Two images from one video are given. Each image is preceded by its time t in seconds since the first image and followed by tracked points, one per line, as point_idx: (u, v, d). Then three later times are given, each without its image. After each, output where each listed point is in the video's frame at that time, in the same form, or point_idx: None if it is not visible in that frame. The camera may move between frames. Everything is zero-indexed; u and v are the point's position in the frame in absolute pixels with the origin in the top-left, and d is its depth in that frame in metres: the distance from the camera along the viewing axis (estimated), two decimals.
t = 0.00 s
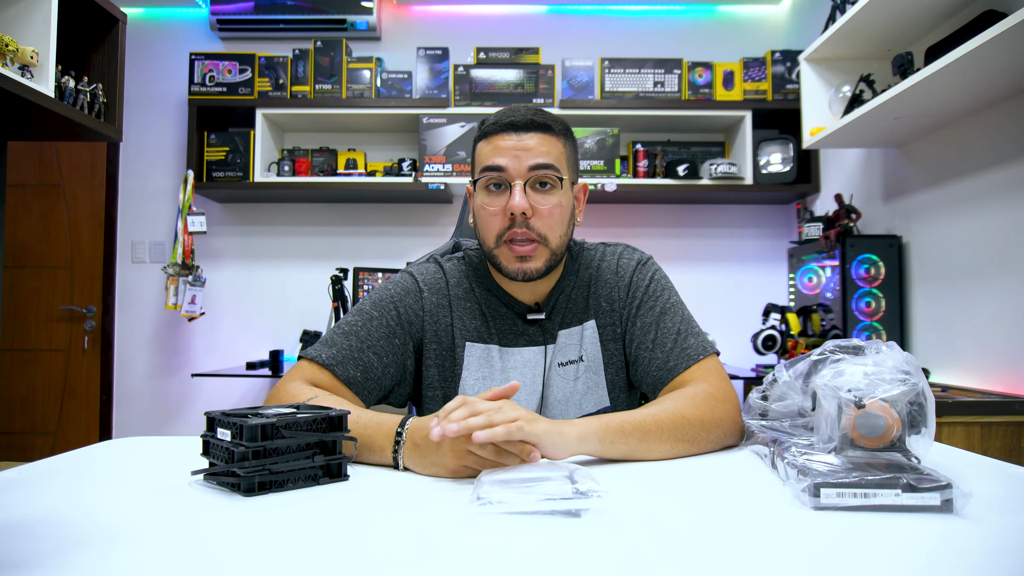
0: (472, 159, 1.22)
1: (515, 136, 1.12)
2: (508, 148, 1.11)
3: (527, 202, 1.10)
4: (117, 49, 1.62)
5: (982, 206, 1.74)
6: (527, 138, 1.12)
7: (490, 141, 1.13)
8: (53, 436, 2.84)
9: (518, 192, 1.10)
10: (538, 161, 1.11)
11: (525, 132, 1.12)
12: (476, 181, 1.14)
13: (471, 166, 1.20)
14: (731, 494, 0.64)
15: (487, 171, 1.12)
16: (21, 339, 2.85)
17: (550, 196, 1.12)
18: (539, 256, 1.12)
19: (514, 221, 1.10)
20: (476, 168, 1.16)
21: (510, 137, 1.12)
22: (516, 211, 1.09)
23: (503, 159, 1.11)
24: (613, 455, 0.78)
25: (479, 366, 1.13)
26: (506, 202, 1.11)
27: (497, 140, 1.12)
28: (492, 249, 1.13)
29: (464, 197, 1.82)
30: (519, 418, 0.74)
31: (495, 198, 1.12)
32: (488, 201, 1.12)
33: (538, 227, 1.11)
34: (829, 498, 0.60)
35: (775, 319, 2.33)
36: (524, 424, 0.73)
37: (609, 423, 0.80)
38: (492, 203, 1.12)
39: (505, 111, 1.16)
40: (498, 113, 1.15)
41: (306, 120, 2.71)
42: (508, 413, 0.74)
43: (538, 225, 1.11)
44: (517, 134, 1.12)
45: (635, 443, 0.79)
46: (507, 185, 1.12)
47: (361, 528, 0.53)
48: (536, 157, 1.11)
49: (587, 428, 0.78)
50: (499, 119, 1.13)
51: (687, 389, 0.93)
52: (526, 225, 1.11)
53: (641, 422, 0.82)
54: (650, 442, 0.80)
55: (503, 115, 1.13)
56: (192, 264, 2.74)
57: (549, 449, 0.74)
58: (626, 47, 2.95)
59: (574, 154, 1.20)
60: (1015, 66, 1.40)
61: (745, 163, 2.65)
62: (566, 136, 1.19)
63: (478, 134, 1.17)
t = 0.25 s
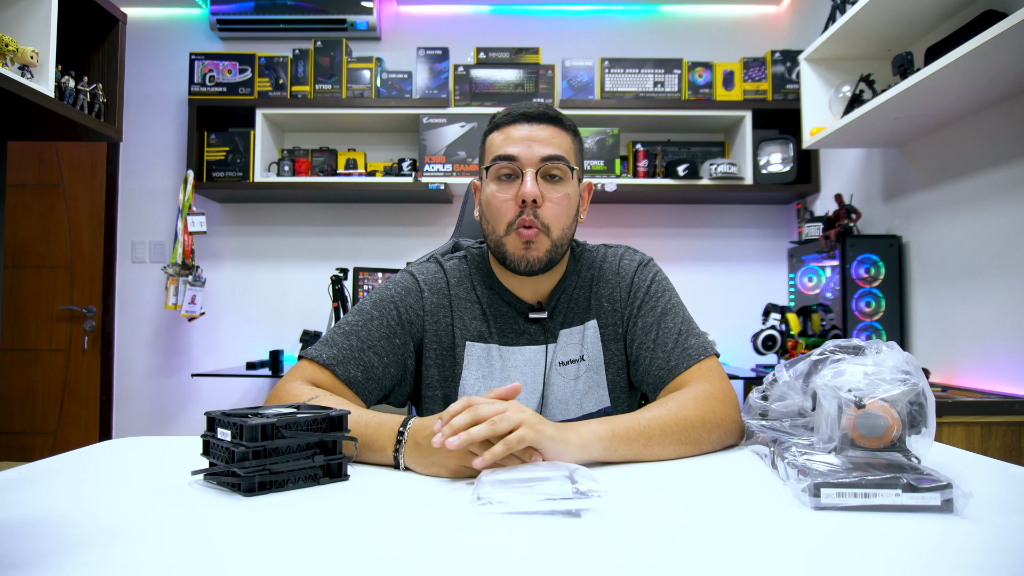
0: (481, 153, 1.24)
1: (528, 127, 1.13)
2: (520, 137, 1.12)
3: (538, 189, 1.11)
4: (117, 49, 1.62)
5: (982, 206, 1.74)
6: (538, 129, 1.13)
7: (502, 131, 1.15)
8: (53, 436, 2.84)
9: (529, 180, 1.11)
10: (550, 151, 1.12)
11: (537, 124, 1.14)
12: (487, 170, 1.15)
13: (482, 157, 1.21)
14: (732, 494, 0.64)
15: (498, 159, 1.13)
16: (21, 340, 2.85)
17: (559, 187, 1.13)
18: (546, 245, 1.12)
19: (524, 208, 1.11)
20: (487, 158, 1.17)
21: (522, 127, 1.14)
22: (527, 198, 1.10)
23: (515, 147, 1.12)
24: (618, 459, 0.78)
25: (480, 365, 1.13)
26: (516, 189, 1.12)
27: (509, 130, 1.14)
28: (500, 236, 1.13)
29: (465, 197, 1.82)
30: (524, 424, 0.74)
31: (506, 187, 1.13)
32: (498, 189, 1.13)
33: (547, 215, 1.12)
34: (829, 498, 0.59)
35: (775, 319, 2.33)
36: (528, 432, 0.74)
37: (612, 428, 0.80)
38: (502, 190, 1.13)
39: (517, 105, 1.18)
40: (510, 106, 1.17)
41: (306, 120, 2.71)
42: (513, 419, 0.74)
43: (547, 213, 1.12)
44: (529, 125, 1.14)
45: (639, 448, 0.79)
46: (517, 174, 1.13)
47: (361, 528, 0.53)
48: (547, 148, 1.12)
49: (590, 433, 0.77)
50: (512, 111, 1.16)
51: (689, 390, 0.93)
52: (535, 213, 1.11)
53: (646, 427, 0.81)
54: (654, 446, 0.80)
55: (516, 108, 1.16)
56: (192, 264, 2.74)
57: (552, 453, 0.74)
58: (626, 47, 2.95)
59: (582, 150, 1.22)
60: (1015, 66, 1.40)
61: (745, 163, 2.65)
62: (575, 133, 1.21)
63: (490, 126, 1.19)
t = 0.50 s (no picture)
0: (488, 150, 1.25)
1: (536, 123, 1.15)
2: (527, 133, 1.13)
3: (542, 184, 1.11)
4: (117, 49, 1.62)
5: (982, 206, 1.74)
6: (546, 126, 1.14)
7: (511, 126, 1.16)
8: (53, 436, 2.84)
9: (534, 174, 1.12)
10: (556, 148, 1.13)
11: (545, 121, 1.15)
12: (493, 163, 1.16)
13: (488, 152, 1.22)
14: (732, 494, 0.64)
15: (505, 153, 1.14)
16: (21, 340, 2.85)
17: (564, 184, 1.13)
18: (548, 238, 1.12)
19: (529, 201, 1.11)
20: (493, 152, 1.18)
21: (530, 124, 1.15)
22: (531, 191, 1.10)
23: (522, 142, 1.13)
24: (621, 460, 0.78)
25: (479, 365, 1.13)
26: (522, 183, 1.12)
27: (517, 126, 1.15)
28: (502, 228, 1.13)
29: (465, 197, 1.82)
30: (527, 425, 0.74)
31: (511, 180, 1.14)
32: (504, 182, 1.14)
33: (550, 210, 1.11)
34: (829, 498, 0.59)
35: (775, 319, 2.33)
36: (529, 434, 0.74)
37: (613, 429, 0.80)
38: (508, 183, 1.13)
39: (526, 104, 1.20)
40: (519, 104, 1.19)
41: (306, 120, 2.71)
42: (516, 421, 0.74)
43: (550, 208, 1.12)
44: (537, 122, 1.15)
45: (642, 450, 0.79)
46: (523, 168, 1.13)
47: (360, 528, 0.53)
48: (554, 144, 1.13)
49: (593, 435, 0.77)
50: (521, 109, 1.17)
51: (690, 390, 0.93)
52: (539, 206, 1.11)
53: (647, 428, 0.81)
54: (657, 448, 0.80)
55: (525, 106, 1.17)
56: (192, 264, 2.74)
57: (553, 454, 0.74)
58: (626, 47, 2.95)
59: (587, 152, 1.23)
60: (1015, 66, 1.40)
61: (745, 163, 2.65)
62: (581, 135, 1.22)
63: (498, 122, 1.20)
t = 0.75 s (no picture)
0: (489, 151, 1.25)
1: (537, 123, 1.15)
2: (530, 132, 1.14)
3: (545, 182, 1.11)
4: (117, 49, 1.62)
5: (982, 206, 1.74)
6: (548, 126, 1.15)
7: (512, 127, 1.17)
8: (53, 436, 2.84)
9: (536, 172, 1.12)
10: (558, 147, 1.14)
11: (547, 121, 1.16)
12: (495, 163, 1.16)
13: (490, 153, 1.22)
14: (732, 494, 0.64)
15: (507, 152, 1.14)
16: (21, 340, 2.85)
17: (566, 183, 1.14)
18: (551, 236, 1.11)
19: (531, 199, 1.11)
20: (495, 153, 1.19)
21: (532, 124, 1.15)
22: (534, 189, 1.11)
23: (524, 141, 1.13)
24: (622, 459, 0.78)
25: (480, 366, 1.13)
26: (524, 181, 1.12)
27: (520, 126, 1.16)
28: (504, 226, 1.12)
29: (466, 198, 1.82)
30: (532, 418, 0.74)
31: (513, 179, 1.14)
32: (506, 180, 1.14)
33: (552, 208, 1.12)
34: (829, 498, 0.59)
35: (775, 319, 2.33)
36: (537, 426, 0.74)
37: (613, 429, 0.80)
38: (509, 182, 1.13)
39: (528, 106, 1.20)
40: (521, 106, 1.19)
41: (307, 120, 2.71)
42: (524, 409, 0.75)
43: (552, 206, 1.12)
44: (539, 122, 1.15)
45: (642, 449, 0.79)
46: (525, 167, 1.13)
47: (360, 528, 0.53)
48: (555, 144, 1.14)
49: (593, 435, 0.77)
50: (523, 110, 1.18)
51: (690, 390, 0.93)
52: (541, 204, 1.11)
53: (647, 428, 0.81)
54: (656, 447, 0.80)
55: (527, 107, 1.18)
56: (192, 264, 2.74)
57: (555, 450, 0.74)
58: (626, 47, 2.95)
59: (588, 153, 1.24)
60: (1015, 66, 1.40)
61: (745, 163, 2.65)
62: (582, 136, 1.23)
63: (500, 123, 1.20)
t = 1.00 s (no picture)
0: (492, 149, 1.25)
1: (542, 122, 1.15)
2: (534, 131, 1.14)
3: (548, 181, 1.11)
4: (117, 49, 1.62)
5: (982, 206, 1.74)
6: (551, 127, 1.15)
7: (516, 125, 1.17)
8: (53, 436, 2.84)
9: (539, 171, 1.12)
10: (562, 148, 1.14)
11: (551, 121, 1.16)
12: (498, 160, 1.16)
13: (493, 151, 1.22)
14: (732, 494, 0.64)
15: (511, 150, 1.14)
16: (21, 340, 2.85)
17: (568, 183, 1.14)
18: (553, 235, 1.11)
19: (533, 198, 1.11)
20: (498, 150, 1.19)
21: (536, 124, 1.15)
22: (536, 188, 1.11)
23: (528, 140, 1.13)
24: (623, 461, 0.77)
25: (479, 366, 1.13)
26: (527, 179, 1.13)
27: (524, 126, 1.16)
28: (505, 224, 1.12)
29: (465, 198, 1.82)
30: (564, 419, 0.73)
31: (515, 177, 1.14)
32: (508, 179, 1.14)
33: (554, 208, 1.12)
34: (829, 498, 0.59)
35: (775, 319, 2.33)
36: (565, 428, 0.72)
37: (617, 429, 0.79)
38: (511, 180, 1.13)
39: (532, 106, 1.21)
40: (525, 106, 1.20)
41: (307, 120, 2.71)
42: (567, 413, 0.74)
43: (555, 206, 1.12)
44: (543, 122, 1.15)
45: (642, 452, 0.78)
46: (528, 166, 1.14)
47: (360, 528, 0.53)
48: (559, 144, 1.14)
49: (601, 436, 0.76)
50: (527, 110, 1.18)
51: (691, 390, 0.93)
52: (544, 203, 1.12)
53: (652, 428, 0.81)
54: (657, 449, 0.80)
55: (532, 106, 1.18)
56: (192, 264, 2.74)
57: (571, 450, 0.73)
58: (625, 47, 2.95)
59: (590, 154, 1.24)
60: (1015, 66, 1.40)
61: (745, 163, 2.65)
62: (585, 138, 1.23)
63: (504, 122, 1.20)
